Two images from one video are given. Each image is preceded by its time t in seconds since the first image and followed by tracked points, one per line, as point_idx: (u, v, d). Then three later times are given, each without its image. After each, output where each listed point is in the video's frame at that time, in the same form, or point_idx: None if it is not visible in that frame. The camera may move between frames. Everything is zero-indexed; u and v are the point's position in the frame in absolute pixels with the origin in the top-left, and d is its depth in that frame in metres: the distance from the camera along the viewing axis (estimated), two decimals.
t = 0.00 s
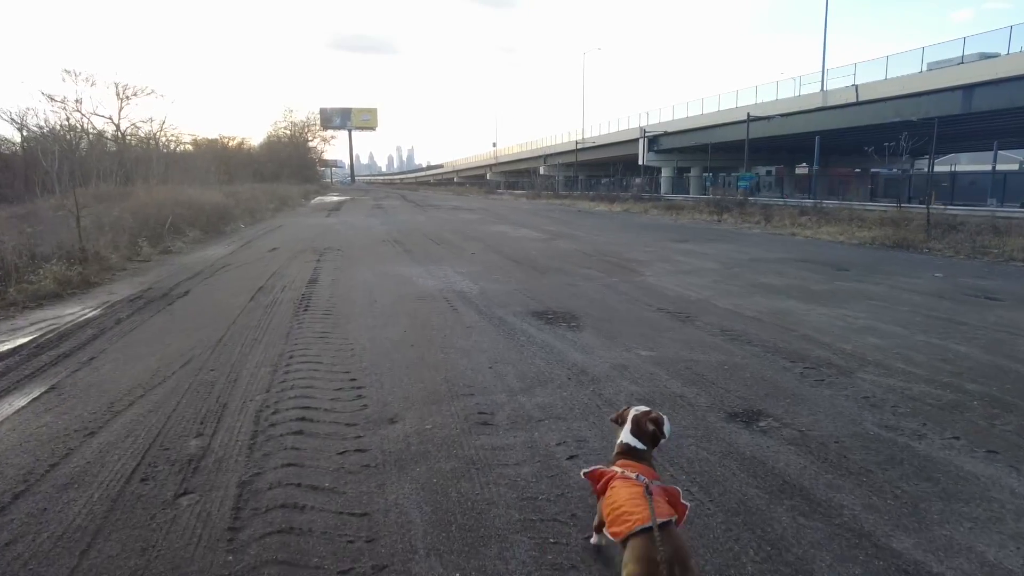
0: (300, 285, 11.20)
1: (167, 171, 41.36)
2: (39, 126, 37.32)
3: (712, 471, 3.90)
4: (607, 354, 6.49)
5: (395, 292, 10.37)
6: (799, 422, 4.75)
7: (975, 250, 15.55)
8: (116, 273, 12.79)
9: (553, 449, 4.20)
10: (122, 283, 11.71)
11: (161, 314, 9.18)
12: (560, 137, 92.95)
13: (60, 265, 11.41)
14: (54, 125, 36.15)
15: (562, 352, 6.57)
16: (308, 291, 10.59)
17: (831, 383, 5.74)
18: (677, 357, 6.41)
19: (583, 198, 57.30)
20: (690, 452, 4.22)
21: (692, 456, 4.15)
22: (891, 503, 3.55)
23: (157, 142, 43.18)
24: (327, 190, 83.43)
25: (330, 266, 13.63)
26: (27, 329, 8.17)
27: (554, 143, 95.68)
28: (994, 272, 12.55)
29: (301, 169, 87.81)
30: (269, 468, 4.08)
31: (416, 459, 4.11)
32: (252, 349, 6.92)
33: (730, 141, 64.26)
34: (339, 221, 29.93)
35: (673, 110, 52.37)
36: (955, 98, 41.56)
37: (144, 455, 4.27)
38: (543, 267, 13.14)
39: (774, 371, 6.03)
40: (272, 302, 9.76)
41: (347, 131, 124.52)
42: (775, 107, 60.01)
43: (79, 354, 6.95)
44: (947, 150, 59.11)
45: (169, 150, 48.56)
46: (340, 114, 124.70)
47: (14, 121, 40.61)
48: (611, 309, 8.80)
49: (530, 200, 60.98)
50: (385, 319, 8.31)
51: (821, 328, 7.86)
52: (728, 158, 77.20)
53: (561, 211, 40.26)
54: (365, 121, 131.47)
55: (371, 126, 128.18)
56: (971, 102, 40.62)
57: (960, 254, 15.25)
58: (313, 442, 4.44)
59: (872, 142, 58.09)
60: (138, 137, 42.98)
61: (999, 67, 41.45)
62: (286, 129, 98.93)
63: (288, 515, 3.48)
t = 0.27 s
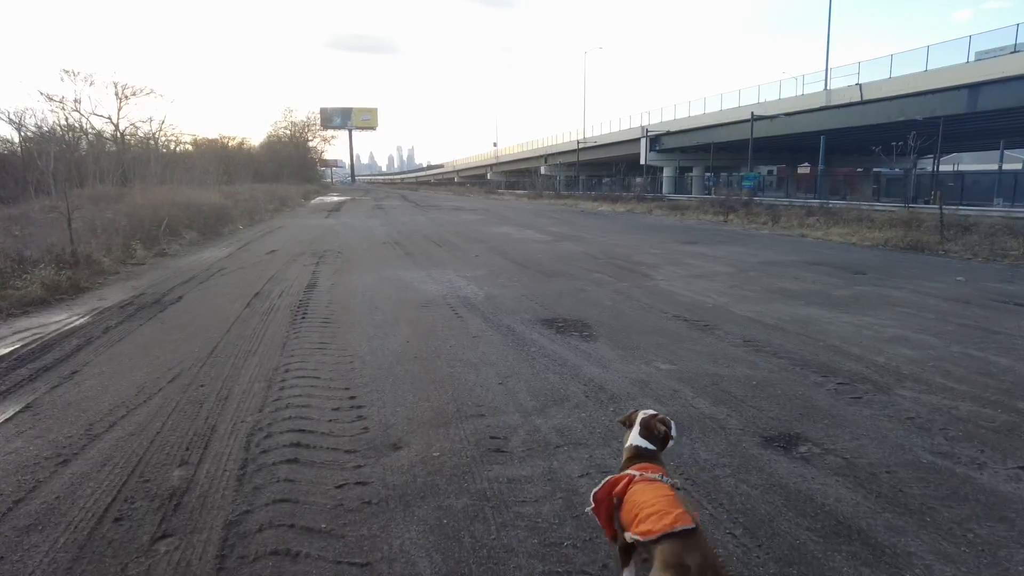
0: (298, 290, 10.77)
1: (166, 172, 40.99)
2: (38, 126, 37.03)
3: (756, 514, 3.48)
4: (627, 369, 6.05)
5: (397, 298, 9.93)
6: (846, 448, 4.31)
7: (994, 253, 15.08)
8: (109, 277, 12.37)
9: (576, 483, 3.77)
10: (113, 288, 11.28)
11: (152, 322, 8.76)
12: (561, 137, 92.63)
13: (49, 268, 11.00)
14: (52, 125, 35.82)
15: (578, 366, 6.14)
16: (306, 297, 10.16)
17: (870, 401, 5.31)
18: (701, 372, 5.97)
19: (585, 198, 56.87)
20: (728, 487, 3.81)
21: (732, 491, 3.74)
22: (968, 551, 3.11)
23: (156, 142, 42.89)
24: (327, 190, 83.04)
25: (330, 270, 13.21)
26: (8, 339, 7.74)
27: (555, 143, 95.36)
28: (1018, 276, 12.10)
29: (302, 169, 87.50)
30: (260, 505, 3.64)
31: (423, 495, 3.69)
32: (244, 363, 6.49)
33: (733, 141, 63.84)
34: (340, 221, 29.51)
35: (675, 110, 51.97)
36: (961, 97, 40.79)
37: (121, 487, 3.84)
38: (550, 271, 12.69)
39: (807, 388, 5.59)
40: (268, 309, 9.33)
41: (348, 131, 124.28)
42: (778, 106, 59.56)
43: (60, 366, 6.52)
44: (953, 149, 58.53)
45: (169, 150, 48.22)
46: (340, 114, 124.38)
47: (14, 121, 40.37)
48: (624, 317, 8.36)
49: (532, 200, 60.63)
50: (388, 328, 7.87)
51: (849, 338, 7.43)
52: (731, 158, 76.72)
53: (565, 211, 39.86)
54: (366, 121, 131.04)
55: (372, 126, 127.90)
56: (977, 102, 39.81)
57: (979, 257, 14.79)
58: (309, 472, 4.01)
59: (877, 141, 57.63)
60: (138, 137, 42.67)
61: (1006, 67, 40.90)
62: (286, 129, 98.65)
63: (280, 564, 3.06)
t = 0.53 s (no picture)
0: (292, 295, 10.36)
1: (162, 171, 40.47)
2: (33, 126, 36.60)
3: (800, 560, 3.07)
4: (641, 384, 5.65)
5: (395, 303, 9.51)
6: (890, 477, 3.90)
7: (1010, 255, 14.67)
8: (97, 282, 11.95)
9: (595, 521, 3.36)
10: (101, 292, 10.86)
11: (137, 330, 8.34)
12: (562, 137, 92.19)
13: (34, 272, 10.58)
14: (48, 125, 35.38)
15: (588, 380, 5.73)
16: (300, 302, 9.74)
17: (906, 420, 4.90)
18: (722, 388, 5.56)
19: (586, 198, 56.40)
20: (765, 525, 3.40)
21: (770, 532, 3.34)
22: None
23: (154, 142, 42.44)
24: (326, 190, 82.50)
25: (327, 273, 12.80)
26: None
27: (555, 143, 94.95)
28: None
29: (301, 169, 87.10)
30: (238, 549, 3.23)
31: (422, 536, 3.27)
32: (230, 376, 6.07)
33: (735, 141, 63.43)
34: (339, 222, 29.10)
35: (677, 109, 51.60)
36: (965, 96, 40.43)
37: (82, 527, 3.42)
38: (553, 274, 12.26)
39: (837, 406, 5.18)
40: (260, 315, 8.91)
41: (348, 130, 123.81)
42: (780, 106, 59.16)
43: (34, 379, 6.10)
44: (956, 149, 58.11)
45: (166, 150, 47.78)
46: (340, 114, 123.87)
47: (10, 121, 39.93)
48: (634, 326, 7.95)
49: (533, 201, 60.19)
50: (386, 337, 7.45)
51: (872, 348, 7.03)
52: (732, 158, 76.25)
53: (566, 212, 39.42)
54: (365, 121, 130.47)
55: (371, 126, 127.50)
56: (982, 101, 39.45)
57: (994, 260, 14.38)
58: (295, 508, 3.60)
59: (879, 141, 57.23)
60: (135, 137, 42.25)
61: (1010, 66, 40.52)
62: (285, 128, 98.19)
63: None
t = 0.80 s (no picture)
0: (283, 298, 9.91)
1: (157, 172, 39.95)
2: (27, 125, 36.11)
3: None
4: (656, 398, 5.20)
5: (391, 307, 9.04)
6: (945, 510, 3.43)
7: None
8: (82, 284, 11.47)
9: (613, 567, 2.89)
10: (82, 296, 10.38)
11: (116, 336, 7.85)
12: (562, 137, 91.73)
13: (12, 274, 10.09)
14: (41, 124, 34.88)
15: (598, 392, 5.28)
16: (291, 306, 9.28)
17: (950, 438, 4.43)
18: (744, 404, 5.10)
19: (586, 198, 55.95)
20: (811, 571, 2.93)
21: None
22: None
23: (149, 142, 41.93)
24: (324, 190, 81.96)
25: (320, 275, 12.33)
26: None
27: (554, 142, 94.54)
28: None
29: (299, 169, 86.61)
30: None
31: None
32: (208, 389, 5.60)
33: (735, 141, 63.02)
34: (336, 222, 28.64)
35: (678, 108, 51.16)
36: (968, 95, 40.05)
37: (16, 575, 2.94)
38: (556, 276, 11.78)
39: (872, 422, 4.71)
40: (247, 321, 8.44)
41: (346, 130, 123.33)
42: (781, 105, 58.76)
43: None
44: (958, 148, 57.71)
45: (162, 150, 47.29)
46: (338, 114, 123.35)
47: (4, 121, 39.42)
48: (644, 331, 7.47)
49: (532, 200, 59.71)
50: (379, 344, 6.98)
51: (898, 355, 6.58)
52: (733, 157, 75.80)
53: (566, 211, 38.99)
54: (363, 121, 129.73)
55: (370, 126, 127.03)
56: (984, 99, 39.07)
57: (1010, 260, 13.93)
58: (268, 548, 3.14)
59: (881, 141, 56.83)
60: (131, 137, 41.78)
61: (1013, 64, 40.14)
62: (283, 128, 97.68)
63: None
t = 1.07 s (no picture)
0: (273, 308, 9.45)
1: (152, 172, 39.44)
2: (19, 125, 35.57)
3: None
4: (675, 426, 4.76)
5: (387, 317, 8.60)
6: (1019, 571, 2.99)
7: None
8: (65, 291, 11.01)
9: None
10: (63, 305, 9.90)
11: (93, 350, 7.37)
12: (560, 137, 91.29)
13: None
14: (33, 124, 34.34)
15: (612, 419, 4.85)
16: (281, 316, 8.83)
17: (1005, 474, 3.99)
18: (772, 433, 4.66)
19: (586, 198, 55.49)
20: None
21: None
22: None
23: (144, 142, 41.42)
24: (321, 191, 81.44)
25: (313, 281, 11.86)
26: None
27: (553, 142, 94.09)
28: None
29: (296, 169, 86.09)
30: None
31: None
32: (186, 414, 5.14)
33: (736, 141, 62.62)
34: (332, 224, 28.17)
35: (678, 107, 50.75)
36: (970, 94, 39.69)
37: None
38: (559, 283, 11.34)
39: (916, 455, 4.26)
40: (234, 333, 7.97)
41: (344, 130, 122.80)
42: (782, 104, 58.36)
43: None
44: (960, 147, 57.36)
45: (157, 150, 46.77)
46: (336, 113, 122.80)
47: None
48: (656, 346, 7.03)
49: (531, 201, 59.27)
50: (373, 360, 6.53)
51: (928, 372, 6.15)
52: (733, 157, 75.38)
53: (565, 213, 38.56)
54: (361, 121, 129.16)
55: (367, 126, 126.49)
56: (987, 98, 38.73)
57: None
58: None
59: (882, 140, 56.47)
60: (125, 137, 41.27)
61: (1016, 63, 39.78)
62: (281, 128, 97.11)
63: None
